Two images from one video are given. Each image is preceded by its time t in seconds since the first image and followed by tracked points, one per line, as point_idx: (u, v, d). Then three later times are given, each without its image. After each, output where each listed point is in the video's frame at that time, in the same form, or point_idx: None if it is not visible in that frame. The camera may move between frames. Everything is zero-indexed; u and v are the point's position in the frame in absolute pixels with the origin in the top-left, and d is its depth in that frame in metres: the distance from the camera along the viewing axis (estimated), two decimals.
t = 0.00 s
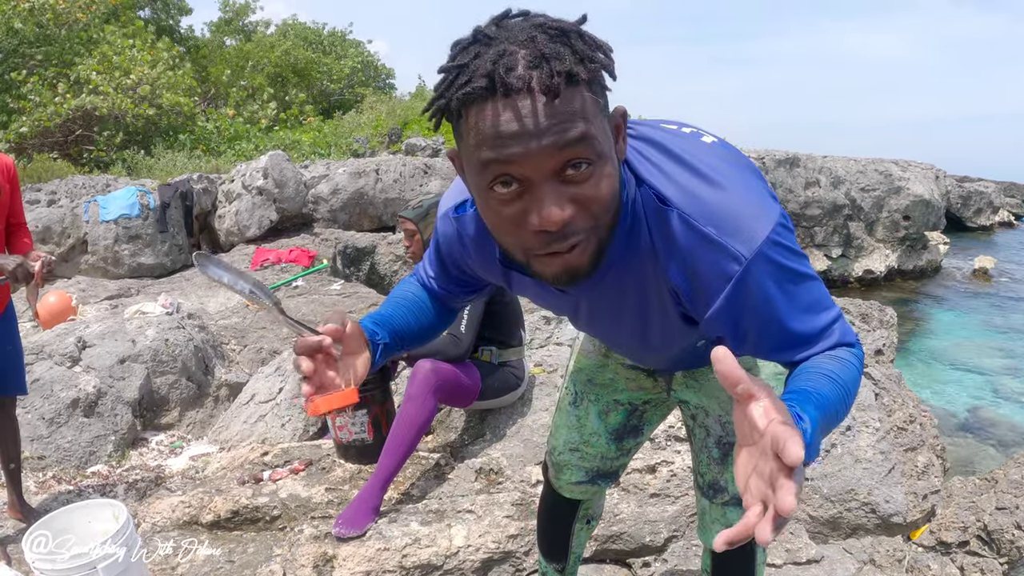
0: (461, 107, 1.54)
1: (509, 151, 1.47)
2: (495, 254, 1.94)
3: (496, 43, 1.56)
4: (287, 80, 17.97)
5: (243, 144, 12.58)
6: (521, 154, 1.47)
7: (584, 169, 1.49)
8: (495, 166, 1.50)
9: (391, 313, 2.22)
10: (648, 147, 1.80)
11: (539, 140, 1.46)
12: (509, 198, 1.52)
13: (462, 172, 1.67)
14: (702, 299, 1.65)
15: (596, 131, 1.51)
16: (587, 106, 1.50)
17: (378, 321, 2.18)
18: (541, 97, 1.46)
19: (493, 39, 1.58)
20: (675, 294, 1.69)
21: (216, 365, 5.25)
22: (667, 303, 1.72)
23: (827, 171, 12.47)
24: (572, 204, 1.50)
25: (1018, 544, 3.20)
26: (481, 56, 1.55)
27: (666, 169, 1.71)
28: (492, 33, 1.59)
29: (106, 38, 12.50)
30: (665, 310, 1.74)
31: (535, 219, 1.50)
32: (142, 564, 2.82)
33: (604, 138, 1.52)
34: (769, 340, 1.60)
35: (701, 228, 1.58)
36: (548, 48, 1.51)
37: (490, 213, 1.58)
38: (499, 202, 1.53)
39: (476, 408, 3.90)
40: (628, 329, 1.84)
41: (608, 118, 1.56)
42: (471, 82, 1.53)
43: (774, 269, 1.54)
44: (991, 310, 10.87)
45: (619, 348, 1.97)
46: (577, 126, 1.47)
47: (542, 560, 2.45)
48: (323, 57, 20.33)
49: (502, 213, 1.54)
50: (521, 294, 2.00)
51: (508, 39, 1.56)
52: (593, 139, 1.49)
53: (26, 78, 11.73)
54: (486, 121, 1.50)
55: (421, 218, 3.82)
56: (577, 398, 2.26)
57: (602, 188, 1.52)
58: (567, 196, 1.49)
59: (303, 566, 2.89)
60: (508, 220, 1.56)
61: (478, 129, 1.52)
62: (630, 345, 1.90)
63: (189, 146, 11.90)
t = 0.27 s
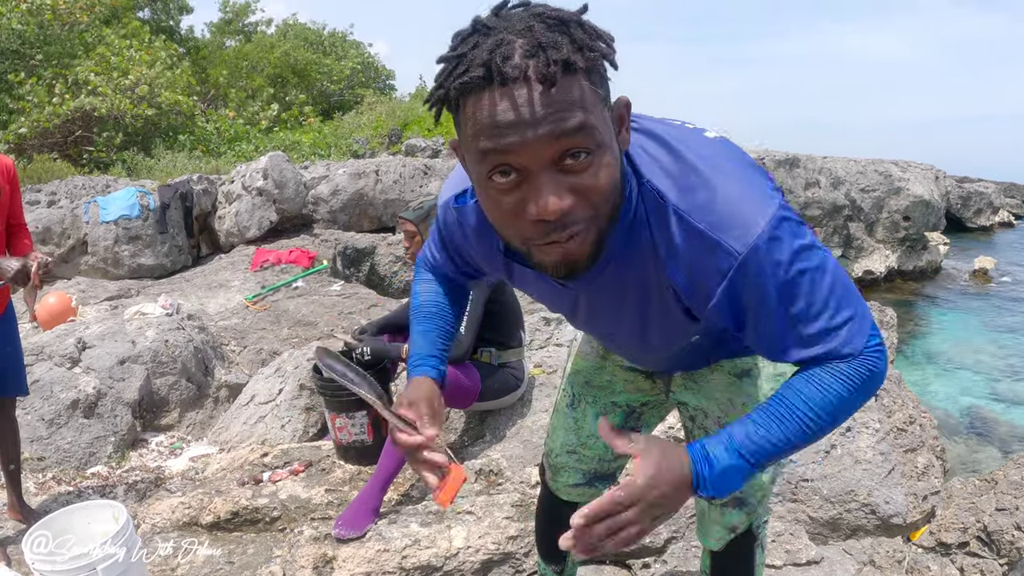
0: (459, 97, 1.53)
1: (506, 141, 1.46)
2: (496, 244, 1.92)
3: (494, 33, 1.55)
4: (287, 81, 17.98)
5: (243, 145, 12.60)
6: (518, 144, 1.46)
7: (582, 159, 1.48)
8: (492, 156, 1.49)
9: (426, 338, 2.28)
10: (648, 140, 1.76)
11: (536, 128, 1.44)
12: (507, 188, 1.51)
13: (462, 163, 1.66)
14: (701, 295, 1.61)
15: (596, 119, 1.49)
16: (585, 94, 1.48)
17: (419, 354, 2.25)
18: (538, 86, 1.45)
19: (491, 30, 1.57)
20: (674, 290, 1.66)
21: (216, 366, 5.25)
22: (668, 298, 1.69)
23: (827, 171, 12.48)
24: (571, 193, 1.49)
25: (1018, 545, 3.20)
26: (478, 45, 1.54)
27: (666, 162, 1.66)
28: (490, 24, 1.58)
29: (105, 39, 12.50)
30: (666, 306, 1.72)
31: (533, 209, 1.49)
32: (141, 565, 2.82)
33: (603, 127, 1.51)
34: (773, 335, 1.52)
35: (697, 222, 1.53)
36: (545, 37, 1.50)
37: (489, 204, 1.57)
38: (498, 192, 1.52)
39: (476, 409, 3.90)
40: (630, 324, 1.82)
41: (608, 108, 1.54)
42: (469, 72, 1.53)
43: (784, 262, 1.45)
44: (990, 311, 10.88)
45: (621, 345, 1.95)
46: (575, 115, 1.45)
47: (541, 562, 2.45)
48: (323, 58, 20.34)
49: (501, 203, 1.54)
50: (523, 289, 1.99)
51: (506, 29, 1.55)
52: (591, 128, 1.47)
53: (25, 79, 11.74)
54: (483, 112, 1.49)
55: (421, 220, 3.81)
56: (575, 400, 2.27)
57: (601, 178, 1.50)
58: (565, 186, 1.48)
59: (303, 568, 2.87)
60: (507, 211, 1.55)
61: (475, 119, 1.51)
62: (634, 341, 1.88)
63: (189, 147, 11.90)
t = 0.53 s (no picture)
0: (455, 127, 1.51)
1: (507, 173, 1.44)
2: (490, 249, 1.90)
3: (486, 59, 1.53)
4: (287, 81, 17.99)
5: (243, 146, 12.61)
6: (520, 177, 1.43)
7: (584, 187, 1.46)
8: (493, 188, 1.47)
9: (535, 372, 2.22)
10: (639, 149, 1.74)
11: (538, 160, 1.43)
12: (509, 218, 1.48)
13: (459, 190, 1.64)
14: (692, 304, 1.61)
15: (594, 144, 1.48)
16: (583, 119, 1.47)
17: (542, 397, 2.24)
18: (536, 115, 1.43)
19: (483, 53, 1.55)
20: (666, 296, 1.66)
21: (216, 367, 5.25)
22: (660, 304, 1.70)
23: (826, 172, 12.48)
24: (574, 220, 1.47)
25: (1017, 546, 3.20)
26: (471, 75, 1.52)
27: (656, 170, 1.65)
28: (480, 46, 1.56)
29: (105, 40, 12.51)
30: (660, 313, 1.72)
31: (537, 238, 1.47)
32: (140, 564, 2.83)
33: (602, 150, 1.49)
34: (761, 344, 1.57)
35: (685, 230, 1.52)
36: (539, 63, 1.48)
37: (490, 232, 1.55)
38: (500, 222, 1.50)
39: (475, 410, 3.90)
40: (624, 331, 1.83)
41: (603, 128, 1.53)
42: (464, 103, 1.50)
43: (775, 279, 1.46)
44: (989, 311, 10.88)
45: (614, 350, 1.96)
46: (575, 143, 1.44)
47: (540, 564, 2.45)
48: (323, 59, 20.36)
49: (503, 232, 1.51)
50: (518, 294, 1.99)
51: (499, 53, 1.52)
52: (591, 154, 1.46)
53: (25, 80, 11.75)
54: (481, 143, 1.47)
55: (421, 221, 3.80)
56: (573, 406, 2.26)
57: (602, 202, 1.49)
58: (569, 213, 1.47)
59: (302, 568, 2.88)
60: (509, 239, 1.53)
61: (475, 152, 1.48)
62: (627, 346, 1.90)
63: (189, 148, 11.91)
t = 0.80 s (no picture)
0: (453, 104, 1.52)
1: (504, 147, 1.44)
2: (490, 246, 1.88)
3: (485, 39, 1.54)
4: (287, 82, 18.00)
5: (243, 147, 12.63)
6: (516, 150, 1.44)
7: (580, 163, 1.46)
8: (489, 163, 1.47)
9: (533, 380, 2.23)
10: (638, 139, 1.74)
11: (534, 134, 1.43)
12: (505, 194, 1.49)
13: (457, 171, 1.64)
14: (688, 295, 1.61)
15: (591, 121, 1.48)
16: (580, 97, 1.47)
17: (541, 403, 2.24)
18: (533, 90, 1.44)
19: (483, 34, 1.56)
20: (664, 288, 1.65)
21: (216, 367, 5.26)
22: (658, 296, 1.70)
23: (826, 173, 12.47)
24: (570, 197, 1.47)
25: (1017, 547, 3.20)
26: (471, 53, 1.53)
27: (657, 160, 1.64)
28: (481, 29, 1.57)
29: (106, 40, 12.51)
30: (658, 306, 1.71)
31: (533, 214, 1.47)
32: (140, 564, 2.83)
33: (599, 129, 1.50)
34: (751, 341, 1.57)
35: (683, 221, 1.52)
36: (537, 43, 1.49)
37: (486, 209, 1.55)
38: (496, 198, 1.49)
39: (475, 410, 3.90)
40: (621, 324, 1.82)
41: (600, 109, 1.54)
42: (462, 79, 1.51)
43: (769, 272, 1.45)
44: (989, 312, 10.89)
45: (612, 345, 1.96)
46: (571, 119, 1.45)
47: (541, 563, 2.45)
48: (323, 59, 20.37)
49: (498, 209, 1.51)
50: (518, 289, 1.98)
51: (498, 33, 1.54)
52: (588, 131, 1.47)
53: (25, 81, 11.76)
54: (478, 118, 1.48)
55: (422, 223, 3.80)
56: (574, 407, 2.27)
57: (598, 180, 1.49)
58: (564, 189, 1.47)
59: (302, 569, 2.88)
60: (505, 216, 1.52)
61: (472, 127, 1.49)
62: (625, 341, 1.89)
63: (189, 149, 11.92)
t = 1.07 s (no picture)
0: (458, 96, 1.52)
1: (506, 140, 1.44)
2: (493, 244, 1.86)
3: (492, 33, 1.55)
4: (287, 83, 18.00)
5: (243, 147, 12.64)
6: (518, 141, 1.44)
7: (581, 156, 1.46)
8: (492, 154, 1.47)
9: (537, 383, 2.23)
10: (638, 138, 1.73)
11: (537, 125, 1.43)
12: (506, 186, 1.48)
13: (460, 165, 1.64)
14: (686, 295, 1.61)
15: (594, 116, 1.48)
16: (583, 92, 1.47)
17: (544, 404, 2.24)
18: (536, 83, 1.44)
19: (490, 28, 1.57)
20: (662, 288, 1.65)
21: (216, 368, 5.26)
22: (657, 296, 1.69)
23: (827, 173, 12.44)
24: (571, 191, 1.47)
25: (1017, 547, 3.20)
26: (477, 46, 1.53)
27: (657, 159, 1.64)
28: (487, 23, 1.58)
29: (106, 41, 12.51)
30: (657, 305, 1.71)
31: (533, 207, 1.46)
32: (140, 565, 2.83)
33: (602, 124, 1.50)
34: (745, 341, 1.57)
35: (681, 221, 1.52)
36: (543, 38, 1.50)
37: (487, 201, 1.55)
38: (497, 190, 1.49)
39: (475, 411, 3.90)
40: (620, 322, 1.82)
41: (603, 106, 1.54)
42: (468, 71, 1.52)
43: (767, 272, 1.46)
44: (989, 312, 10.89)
45: (611, 343, 1.95)
46: (574, 113, 1.45)
47: (542, 564, 2.45)
48: (323, 60, 20.38)
49: (499, 201, 1.51)
50: (518, 287, 1.98)
51: (504, 28, 1.55)
52: (591, 125, 1.47)
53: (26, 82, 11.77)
54: (482, 109, 1.48)
55: (423, 225, 3.80)
56: (577, 408, 2.27)
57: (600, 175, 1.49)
58: (565, 182, 1.46)
59: (302, 570, 2.88)
60: (506, 210, 1.52)
61: (475, 118, 1.49)
62: (624, 341, 1.89)
63: (189, 149, 11.93)
